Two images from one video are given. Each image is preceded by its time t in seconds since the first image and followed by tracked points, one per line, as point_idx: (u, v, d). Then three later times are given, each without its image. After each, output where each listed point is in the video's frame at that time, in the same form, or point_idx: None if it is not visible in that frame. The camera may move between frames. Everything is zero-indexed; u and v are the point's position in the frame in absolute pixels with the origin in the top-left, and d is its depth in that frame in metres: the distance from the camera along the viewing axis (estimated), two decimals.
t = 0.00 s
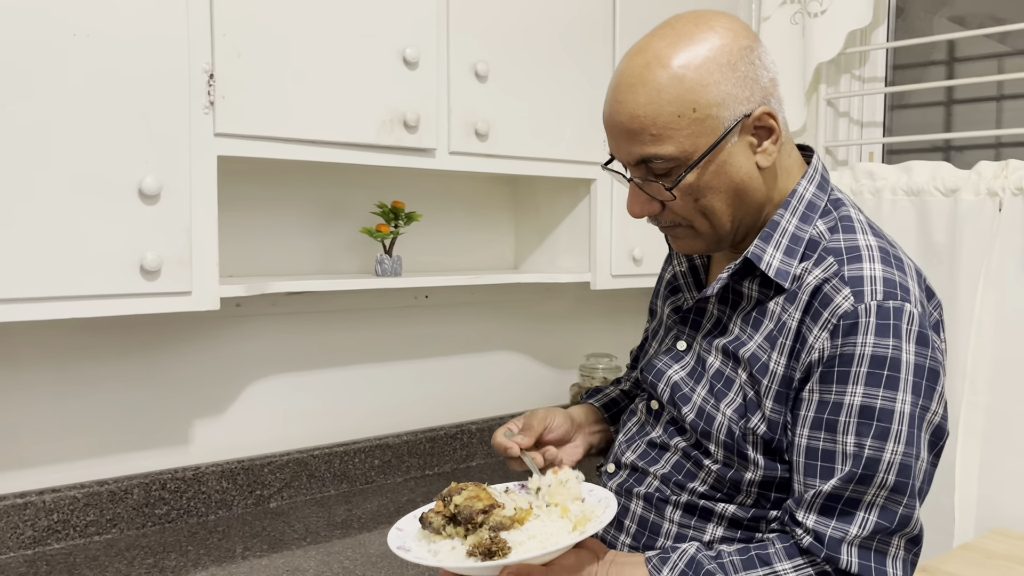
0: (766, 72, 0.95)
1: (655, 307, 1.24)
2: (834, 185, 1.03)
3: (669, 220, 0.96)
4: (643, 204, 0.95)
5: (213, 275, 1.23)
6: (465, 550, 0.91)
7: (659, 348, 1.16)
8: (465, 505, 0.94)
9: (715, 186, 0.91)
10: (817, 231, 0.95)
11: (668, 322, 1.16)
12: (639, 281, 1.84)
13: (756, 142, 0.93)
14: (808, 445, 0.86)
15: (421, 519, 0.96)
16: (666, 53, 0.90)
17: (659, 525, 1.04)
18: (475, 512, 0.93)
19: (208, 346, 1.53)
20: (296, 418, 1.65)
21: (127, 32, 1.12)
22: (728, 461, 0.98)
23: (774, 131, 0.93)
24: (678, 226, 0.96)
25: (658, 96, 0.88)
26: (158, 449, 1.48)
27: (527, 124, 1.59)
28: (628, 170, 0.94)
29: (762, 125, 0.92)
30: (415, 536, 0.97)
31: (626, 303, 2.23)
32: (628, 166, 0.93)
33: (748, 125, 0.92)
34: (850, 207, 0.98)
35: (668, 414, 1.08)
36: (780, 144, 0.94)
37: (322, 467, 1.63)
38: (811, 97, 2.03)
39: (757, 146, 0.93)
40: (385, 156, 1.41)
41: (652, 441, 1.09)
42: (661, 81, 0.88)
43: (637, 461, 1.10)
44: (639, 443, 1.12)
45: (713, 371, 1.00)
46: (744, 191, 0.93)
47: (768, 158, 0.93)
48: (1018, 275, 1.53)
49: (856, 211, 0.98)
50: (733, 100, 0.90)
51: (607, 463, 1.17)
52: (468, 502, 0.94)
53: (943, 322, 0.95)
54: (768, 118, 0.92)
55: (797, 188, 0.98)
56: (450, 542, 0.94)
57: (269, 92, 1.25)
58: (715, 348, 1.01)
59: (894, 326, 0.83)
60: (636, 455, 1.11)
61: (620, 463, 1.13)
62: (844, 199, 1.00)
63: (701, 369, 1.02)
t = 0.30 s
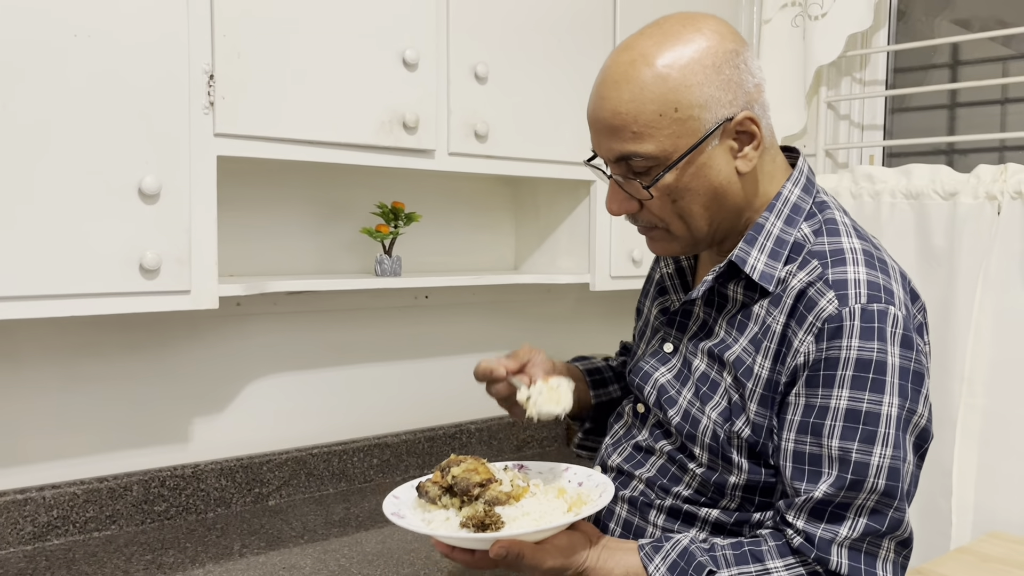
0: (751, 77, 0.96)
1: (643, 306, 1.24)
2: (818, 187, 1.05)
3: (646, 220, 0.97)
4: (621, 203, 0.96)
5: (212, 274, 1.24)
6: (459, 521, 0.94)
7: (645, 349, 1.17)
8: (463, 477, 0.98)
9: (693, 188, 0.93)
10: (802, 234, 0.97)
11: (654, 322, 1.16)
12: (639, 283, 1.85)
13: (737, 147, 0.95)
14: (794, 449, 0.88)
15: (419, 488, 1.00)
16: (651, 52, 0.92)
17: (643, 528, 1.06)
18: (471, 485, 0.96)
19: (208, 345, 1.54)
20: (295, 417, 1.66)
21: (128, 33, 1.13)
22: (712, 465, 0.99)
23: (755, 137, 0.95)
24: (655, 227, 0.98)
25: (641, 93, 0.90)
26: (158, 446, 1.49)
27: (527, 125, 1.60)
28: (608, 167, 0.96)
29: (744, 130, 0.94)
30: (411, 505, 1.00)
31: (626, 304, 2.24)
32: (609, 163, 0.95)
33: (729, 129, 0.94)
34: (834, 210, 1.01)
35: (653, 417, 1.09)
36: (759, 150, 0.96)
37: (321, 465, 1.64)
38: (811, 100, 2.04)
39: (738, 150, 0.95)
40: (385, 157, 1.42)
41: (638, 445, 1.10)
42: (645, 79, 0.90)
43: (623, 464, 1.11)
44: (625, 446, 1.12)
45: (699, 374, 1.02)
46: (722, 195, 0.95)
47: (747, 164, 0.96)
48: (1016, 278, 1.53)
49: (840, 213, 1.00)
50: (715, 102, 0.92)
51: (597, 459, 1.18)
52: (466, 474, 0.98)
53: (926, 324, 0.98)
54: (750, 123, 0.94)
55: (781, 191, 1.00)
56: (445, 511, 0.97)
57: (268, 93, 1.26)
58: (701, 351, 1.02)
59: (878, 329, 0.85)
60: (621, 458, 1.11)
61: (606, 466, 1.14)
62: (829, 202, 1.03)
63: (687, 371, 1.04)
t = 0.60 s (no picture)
0: (747, 91, 0.96)
1: (638, 309, 1.23)
2: (812, 191, 1.05)
3: (620, 211, 0.98)
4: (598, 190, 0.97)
5: (217, 276, 1.25)
6: (469, 497, 0.95)
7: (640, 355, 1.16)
8: (477, 455, 0.99)
9: (669, 187, 0.93)
10: (795, 239, 0.97)
11: (649, 326, 1.15)
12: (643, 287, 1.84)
13: (721, 156, 0.95)
14: (794, 457, 0.88)
15: (432, 462, 1.01)
16: (650, 46, 0.92)
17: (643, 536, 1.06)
18: (484, 463, 0.98)
19: (212, 346, 1.54)
20: (299, 418, 1.66)
21: (133, 36, 1.14)
22: (709, 473, 0.99)
23: (740, 150, 0.95)
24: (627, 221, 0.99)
25: (632, 84, 0.90)
26: (161, 447, 1.50)
27: (532, 128, 1.60)
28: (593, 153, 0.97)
29: (730, 140, 0.94)
30: (421, 478, 1.00)
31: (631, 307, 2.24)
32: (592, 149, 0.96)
33: (716, 137, 0.93)
34: (827, 215, 1.01)
35: (649, 425, 1.09)
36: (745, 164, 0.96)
37: (324, 467, 1.64)
38: (817, 103, 2.03)
39: (721, 160, 0.95)
40: (389, 160, 1.42)
41: (635, 453, 1.10)
42: (640, 71, 0.91)
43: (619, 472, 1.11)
44: (622, 454, 1.13)
45: (695, 382, 1.01)
46: (698, 200, 0.95)
47: (730, 175, 0.95)
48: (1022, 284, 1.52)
49: (834, 218, 1.01)
50: (706, 107, 0.92)
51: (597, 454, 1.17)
52: (480, 452, 1.00)
53: (921, 327, 0.99)
54: (737, 134, 0.94)
55: (775, 196, 1.00)
56: (455, 487, 0.98)
57: (273, 96, 1.27)
58: (697, 358, 1.02)
59: (876, 336, 0.85)
60: (619, 465, 1.12)
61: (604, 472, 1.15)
62: (822, 206, 1.03)
63: (683, 378, 1.03)
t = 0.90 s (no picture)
0: (737, 99, 0.96)
1: (632, 308, 1.22)
2: (806, 192, 1.06)
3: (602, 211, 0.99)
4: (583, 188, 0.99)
5: (221, 276, 1.25)
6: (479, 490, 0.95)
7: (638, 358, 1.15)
8: (490, 449, 0.99)
9: (649, 189, 0.94)
10: (792, 241, 0.97)
11: (647, 327, 1.15)
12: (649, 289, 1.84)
13: (705, 162, 0.95)
14: (797, 461, 0.88)
15: (445, 453, 1.02)
16: (641, 49, 0.93)
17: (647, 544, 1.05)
18: (497, 457, 0.98)
19: (217, 347, 1.54)
20: (302, 420, 1.66)
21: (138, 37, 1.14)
22: (712, 479, 0.99)
23: (725, 157, 0.94)
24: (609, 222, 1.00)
25: (620, 86, 0.91)
26: (165, 448, 1.50)
27: (537, 130, 1.60)
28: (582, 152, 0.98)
29: (715, 147, 0.94)
30: (434, 470, 1.02)
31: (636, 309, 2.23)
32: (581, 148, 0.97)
33: (700, 143, 0.94)
34: (822, 215, 1.02)
35: (649, 430, 1.08)
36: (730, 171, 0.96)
37: (328, 468, 1.64)
38: (824, 106, 2.02)
39: (706, 166, 0.95)
40: (395, 161, 1.42)
41: (634, 459, 1.09)
42: (628, 74, 0.91)
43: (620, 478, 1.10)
44: (623, 460, 1.11)
45: (695, 386, 1.01)
46: (678, 204, 0.95)
47: (713, 181, 0.95)
48: None
49: (829, 218, 1.02)
50: (690, 113, 0.93)
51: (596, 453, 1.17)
52: (494, 446, 1.00)
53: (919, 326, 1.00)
54: (722, 141, 0.94)
55: (770, 198, 1.00)
56: (467, 480, 0.99)
57: (278, 96, 1.27)
58: (696, 362, 1.02)
59: (875, 336, 0.86)
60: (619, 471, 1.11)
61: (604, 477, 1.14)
62: (816, 207, 1.04)
63: (682, 382, 1.03)
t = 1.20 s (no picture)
0: (731, 98, 0.96)
1: (638, 311, 1.23)
2: (818, 196, 1.06)
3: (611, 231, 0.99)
4: (590, 211, 0.98)
5: (227, 278, 1.25)
6: (496, 493, 0.95)
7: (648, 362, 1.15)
8: (507, 451, 0.98)
9: (657, 202, 0.94)
10: (807, 244, 0.98)
11: (654, 330, 1.14)
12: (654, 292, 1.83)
13: (709, 166, 0.95)
14: (817, 464, 0.89)
15: (461, 455, 1.02)
16: (630, 63, 0.93)
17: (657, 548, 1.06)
18: (515, 460, 0.97)
19: (222, 348, 1.54)
20: (307, 421, 1.66)
21: (145, 37, 1.14)
22: (726, 482, 0.99)
23: (729, 159, 0.94)
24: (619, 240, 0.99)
25: (612, 104, 0.91)
26: (170, 449, 1.50)
27: (543, 131, 1.59)
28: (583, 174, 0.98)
29: (716, 150, 0.94)
30: (450, 471, 1.01)
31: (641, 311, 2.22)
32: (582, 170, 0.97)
33: (701, 148, 0.94)
34: (836, 219, 1.02)
35: (659, 434, 1.08)
36: (734, 173, 0.96)
37: (333, 470, 1.64)
38: (830, 108, 2.02)
39: (710, 170, 0.95)
40: (401, 162, 1.42)
41: (644, 463, 1.09)
42: (620, 90, 0.91)
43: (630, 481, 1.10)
44: (631, 465, 1.11)
45: (708, 390, 1.01)
46: (688, 213, 0.95)
47: (719, 184, 0.95)
48: None
49: (842, 222, 1.02)
50: (686, 121, 0.92)
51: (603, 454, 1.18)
52: (511, 448, 0.99)
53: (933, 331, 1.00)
54: (723, 144, 0.94)
55: (784, 201, 1.01)
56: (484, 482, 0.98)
57: (284, 97, 1.27)
58: (709, 365, 1.02)
59: (897, 339, 0.86)
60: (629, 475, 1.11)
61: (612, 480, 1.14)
62: (829, 210, 1.04)
63: (694, 386, 1.03)
